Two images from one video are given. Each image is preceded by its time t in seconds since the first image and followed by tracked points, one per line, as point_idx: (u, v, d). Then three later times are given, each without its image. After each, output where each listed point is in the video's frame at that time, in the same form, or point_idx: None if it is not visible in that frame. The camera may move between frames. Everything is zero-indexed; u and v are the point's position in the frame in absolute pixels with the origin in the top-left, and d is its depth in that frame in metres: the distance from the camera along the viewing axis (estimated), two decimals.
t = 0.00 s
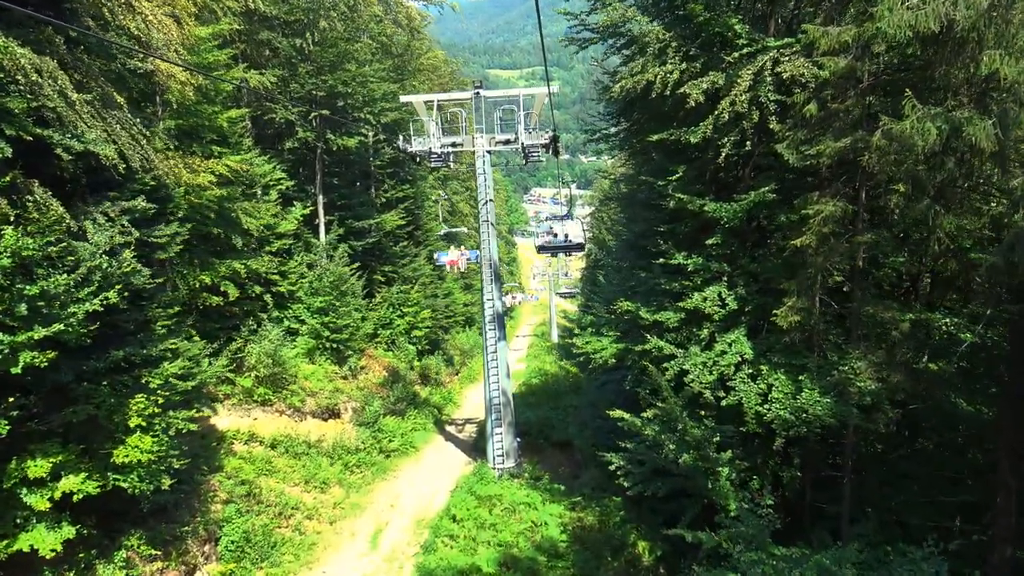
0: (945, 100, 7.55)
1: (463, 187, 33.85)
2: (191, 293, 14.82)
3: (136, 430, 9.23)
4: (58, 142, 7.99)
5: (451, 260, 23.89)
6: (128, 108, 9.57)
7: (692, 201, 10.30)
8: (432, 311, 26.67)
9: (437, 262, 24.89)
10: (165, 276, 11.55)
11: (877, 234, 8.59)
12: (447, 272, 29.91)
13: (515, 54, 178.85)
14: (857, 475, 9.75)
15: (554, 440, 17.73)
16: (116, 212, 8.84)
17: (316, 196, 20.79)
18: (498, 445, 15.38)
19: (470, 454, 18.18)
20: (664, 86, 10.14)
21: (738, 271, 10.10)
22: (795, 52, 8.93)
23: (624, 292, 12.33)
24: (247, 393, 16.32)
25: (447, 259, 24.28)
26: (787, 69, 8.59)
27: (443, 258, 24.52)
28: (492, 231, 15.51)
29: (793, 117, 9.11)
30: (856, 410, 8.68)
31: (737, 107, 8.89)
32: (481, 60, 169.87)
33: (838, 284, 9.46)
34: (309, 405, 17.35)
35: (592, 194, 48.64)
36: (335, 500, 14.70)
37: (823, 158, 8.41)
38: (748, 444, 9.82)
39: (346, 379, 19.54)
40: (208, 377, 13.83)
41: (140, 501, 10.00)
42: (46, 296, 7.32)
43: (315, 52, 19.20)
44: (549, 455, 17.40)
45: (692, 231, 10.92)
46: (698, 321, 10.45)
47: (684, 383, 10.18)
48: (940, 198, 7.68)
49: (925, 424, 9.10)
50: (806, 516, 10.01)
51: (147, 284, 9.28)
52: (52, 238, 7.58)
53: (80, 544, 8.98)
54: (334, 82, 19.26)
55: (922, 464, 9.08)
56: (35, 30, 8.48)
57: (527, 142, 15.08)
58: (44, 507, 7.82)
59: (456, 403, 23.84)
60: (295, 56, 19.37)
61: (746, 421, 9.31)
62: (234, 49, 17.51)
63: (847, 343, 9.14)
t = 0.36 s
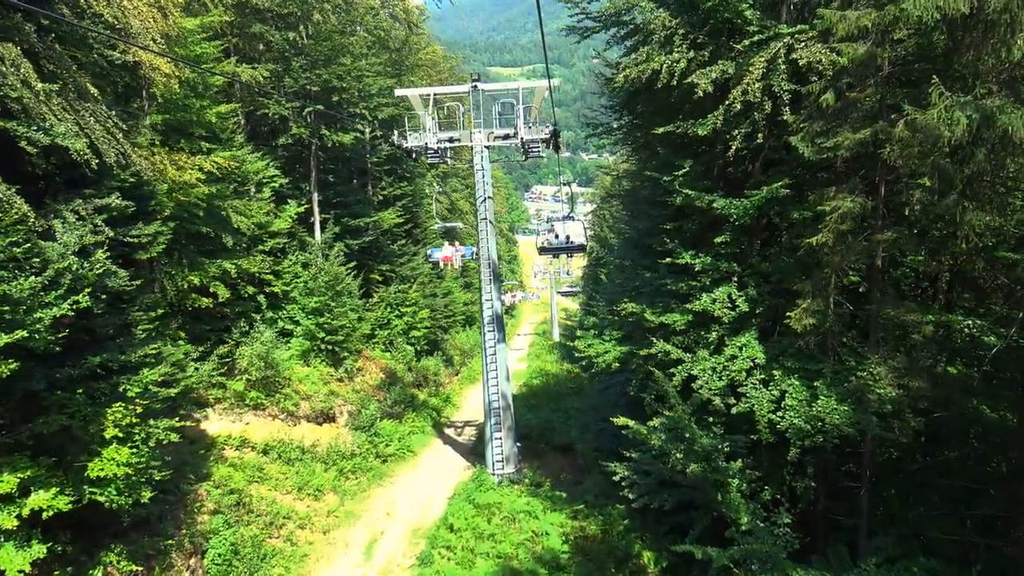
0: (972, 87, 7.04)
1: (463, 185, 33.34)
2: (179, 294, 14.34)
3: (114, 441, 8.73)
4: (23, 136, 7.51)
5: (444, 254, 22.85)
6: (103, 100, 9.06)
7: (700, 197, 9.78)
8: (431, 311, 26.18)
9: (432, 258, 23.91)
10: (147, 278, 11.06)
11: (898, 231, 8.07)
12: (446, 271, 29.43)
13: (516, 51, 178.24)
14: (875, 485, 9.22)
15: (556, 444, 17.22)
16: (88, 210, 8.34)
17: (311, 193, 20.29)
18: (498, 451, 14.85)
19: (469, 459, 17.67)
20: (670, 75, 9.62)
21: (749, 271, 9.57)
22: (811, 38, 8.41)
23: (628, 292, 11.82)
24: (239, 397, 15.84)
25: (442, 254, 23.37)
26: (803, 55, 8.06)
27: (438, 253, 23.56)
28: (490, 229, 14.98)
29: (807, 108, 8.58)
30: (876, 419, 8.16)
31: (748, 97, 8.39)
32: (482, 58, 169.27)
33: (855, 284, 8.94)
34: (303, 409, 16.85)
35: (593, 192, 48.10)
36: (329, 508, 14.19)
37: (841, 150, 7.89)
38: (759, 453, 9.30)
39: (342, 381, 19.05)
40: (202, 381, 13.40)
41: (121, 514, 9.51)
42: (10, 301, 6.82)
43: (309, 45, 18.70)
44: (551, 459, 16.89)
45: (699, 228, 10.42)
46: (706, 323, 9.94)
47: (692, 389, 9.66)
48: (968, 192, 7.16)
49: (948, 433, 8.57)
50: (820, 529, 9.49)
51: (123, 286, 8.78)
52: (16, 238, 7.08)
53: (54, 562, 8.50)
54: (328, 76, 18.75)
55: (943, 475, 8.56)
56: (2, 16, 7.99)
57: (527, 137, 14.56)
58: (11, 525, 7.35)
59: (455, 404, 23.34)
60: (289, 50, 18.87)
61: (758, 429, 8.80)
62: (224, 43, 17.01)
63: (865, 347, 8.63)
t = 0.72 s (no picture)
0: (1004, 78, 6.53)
1: (463, 187, 32.87)
2: (167, 299, 13.88)
3: (87, 457, 8.23)
4: None
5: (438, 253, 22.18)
6: (75, 96, 8.58)
7: (708, 197, 9.28)
8: (429, 314, 25.69)
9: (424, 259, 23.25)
10: (128, 282, 10.57)
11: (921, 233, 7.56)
12: (446, 274, 28.93)
13: (517, 52, 177.94)
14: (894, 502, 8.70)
15: (557, 452, 16.72)
16: (57, 212, 7.85)
17: (306, 195, 19.83)
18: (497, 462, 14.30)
19: (467, 468, 17.17)
20: (677, 68, 9.14)
21: (760, 275, 9.07)
22: (828, 28, 7.93)
23: (631, 297, 11.33)
24: (229, 405, 15.36)
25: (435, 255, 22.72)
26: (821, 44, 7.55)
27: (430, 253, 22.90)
28: (489, 231, 14.46)
29: (823, 102, 8.08)
30: (898, 434, 7.64)
31: (760, 90, 7.91)
32: (483, 60, 168.91)
33: (873, 290, 8.43)
34: (296, 417, 16.37)
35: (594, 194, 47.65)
36: (322, 522, 13.69)
37: (860, 147, 7.38)
38: (772, 469, 8.78)
39: (337, 387, 18.56)
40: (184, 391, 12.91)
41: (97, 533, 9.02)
42: None
43: (303, 43, 18.24)
44: (551, 468, 16.39)
45: (707, 230, 9.94)
46: (714, 331, 9.44)
47: (700, 401, 9.15)
48: (999, 191, 6.66)
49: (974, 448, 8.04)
50: (835, 548, 8.95)
51: (97, 292, 8.29)
52: None
53: None
54: (322, 74, 18.27)
55: (967, 493, 8.03)
56: None
57: (526, 136, 14.05)
58: None
59: (454, 411, 22.84)
60: (283, 48, 18.41)
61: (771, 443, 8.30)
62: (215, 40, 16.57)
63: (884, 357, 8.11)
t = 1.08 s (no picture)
0: None
1: (462, 190, 32.41)
2: (152, 306, 13.40)
3: (55, 476, 7.73)
4: None
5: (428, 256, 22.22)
6: (44, 91, 8.09)
7: (716, 200, 8.79)
8: (427, 321, 25.19)
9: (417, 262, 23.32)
10: (107, 289, 10.08)
11: (945, 239, 7.06)
12: (444, 279, 28.44)
13: (519, 57, 177.70)
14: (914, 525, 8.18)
15: (557, 464, 16.20)
16: (21, 214, 7.35)
17: (300, 198, 19.36)
18: (496, 476, 13.76)
19: (465, 480, 16.65)
20: (684, 64, 8.65)
21: (771, 283, 8.57)
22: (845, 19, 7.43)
23: (634, 305, 10.84)
24: (218, 415, 14.87)
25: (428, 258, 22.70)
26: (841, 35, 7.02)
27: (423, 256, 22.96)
28: (486, 236, 13.94)
29: (839, 99, 7.59)
30: (921, 454, 7.13)
31: (773, 86, 7.42)
32: (484, 64, 168.61)
33: (893, 299, 7.92)
34: (287, 428, 15.86)
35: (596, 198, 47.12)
36: (312, 538, 13.16)
37: (881, 147, 6.89)
38: (784, 489, 8.26)
39: (331, 396, 18.05)
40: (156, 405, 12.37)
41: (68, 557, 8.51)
42: None
43: (297, 42, 17.78)
44: (551, 481, 15.87)
45: (715, 236, 9.44)
46: (722, 341, 8.94)
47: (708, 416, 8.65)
48: None
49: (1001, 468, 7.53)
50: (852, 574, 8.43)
51: (70, 300, 7.80)
52: None
53: None
54: (316, 75, 17.77)
55: (994, 517, 7.51)
56: None
57: (525, 138, 13.53)
58: None
59: (452, 419, 22.32)
60: (276, 47, 17.95)
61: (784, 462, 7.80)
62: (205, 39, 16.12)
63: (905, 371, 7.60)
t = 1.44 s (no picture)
0: None
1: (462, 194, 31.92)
2: (136, 312, 12.91)
3: (18, 496, 7.23)
4: None
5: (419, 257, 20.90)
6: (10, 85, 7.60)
7: (726, 203, 8.29)
8: (425, 326, 24.65)
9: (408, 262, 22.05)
10: (82, 295, 9.59)
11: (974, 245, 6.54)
12: (442, 284, 27.91)
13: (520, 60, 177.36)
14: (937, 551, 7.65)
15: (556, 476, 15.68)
16: None
17: (294, 201, 18.88)
18: (492, 489, 13.24)
19: (461, 492, 16.13)
20: (692, 57, 8.16)
21: (784, 292, 8.05)
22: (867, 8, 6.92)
23: (637, 314, 10.33)
24: (205, 425, 14.36)
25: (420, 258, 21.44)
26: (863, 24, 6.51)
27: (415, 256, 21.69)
28: (484, 240, 13.45)
29: (859, 95, 7.09)
30: (947, 477, 6.60)
31: (789, 80, 6.91)
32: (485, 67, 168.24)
33: (915, 309, 7.40)
34: (278, 438, 15.36)
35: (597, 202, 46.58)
36: (301, 554, 12.64)
37: (906, 145, 6.38)
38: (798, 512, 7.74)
39: (324, 405, 17.51)
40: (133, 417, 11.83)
41: None
42: None
43: (290, 40, 17.30)
44: (550, 493, 15.36)
45: (724, 241, 8.91)
46: (732, 353, 8.42)
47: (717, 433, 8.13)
48: None
49: None
50: None
51: (37, 307, 7.34)
52: None
53: None
54: (310, 74, 17.25)
55: None
56: None
57: (524, 138, 12.97)
58: None
59: (450, 428, 21.79)
60: (269, 45, 17.47)
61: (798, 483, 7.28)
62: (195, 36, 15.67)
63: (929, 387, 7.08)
